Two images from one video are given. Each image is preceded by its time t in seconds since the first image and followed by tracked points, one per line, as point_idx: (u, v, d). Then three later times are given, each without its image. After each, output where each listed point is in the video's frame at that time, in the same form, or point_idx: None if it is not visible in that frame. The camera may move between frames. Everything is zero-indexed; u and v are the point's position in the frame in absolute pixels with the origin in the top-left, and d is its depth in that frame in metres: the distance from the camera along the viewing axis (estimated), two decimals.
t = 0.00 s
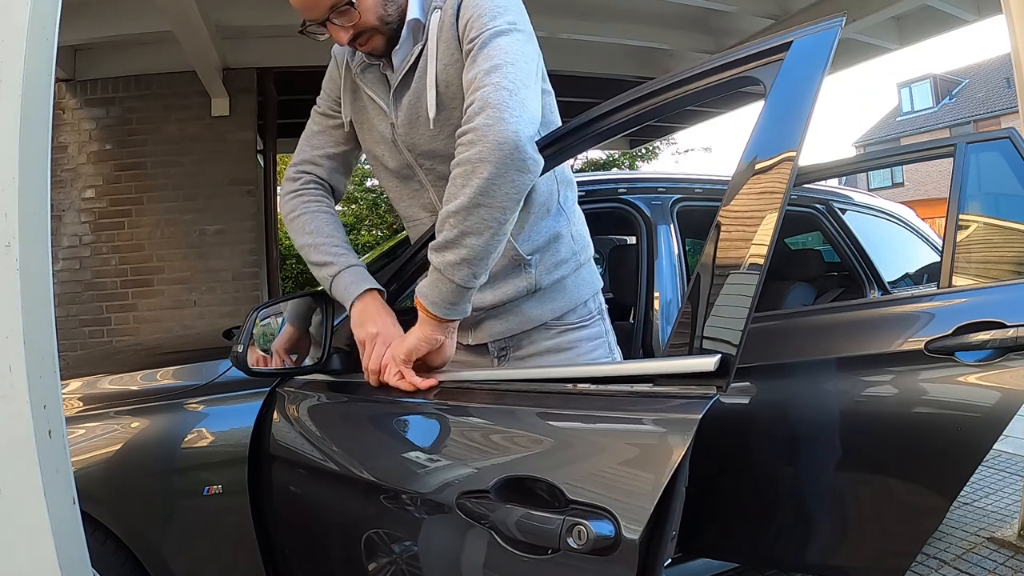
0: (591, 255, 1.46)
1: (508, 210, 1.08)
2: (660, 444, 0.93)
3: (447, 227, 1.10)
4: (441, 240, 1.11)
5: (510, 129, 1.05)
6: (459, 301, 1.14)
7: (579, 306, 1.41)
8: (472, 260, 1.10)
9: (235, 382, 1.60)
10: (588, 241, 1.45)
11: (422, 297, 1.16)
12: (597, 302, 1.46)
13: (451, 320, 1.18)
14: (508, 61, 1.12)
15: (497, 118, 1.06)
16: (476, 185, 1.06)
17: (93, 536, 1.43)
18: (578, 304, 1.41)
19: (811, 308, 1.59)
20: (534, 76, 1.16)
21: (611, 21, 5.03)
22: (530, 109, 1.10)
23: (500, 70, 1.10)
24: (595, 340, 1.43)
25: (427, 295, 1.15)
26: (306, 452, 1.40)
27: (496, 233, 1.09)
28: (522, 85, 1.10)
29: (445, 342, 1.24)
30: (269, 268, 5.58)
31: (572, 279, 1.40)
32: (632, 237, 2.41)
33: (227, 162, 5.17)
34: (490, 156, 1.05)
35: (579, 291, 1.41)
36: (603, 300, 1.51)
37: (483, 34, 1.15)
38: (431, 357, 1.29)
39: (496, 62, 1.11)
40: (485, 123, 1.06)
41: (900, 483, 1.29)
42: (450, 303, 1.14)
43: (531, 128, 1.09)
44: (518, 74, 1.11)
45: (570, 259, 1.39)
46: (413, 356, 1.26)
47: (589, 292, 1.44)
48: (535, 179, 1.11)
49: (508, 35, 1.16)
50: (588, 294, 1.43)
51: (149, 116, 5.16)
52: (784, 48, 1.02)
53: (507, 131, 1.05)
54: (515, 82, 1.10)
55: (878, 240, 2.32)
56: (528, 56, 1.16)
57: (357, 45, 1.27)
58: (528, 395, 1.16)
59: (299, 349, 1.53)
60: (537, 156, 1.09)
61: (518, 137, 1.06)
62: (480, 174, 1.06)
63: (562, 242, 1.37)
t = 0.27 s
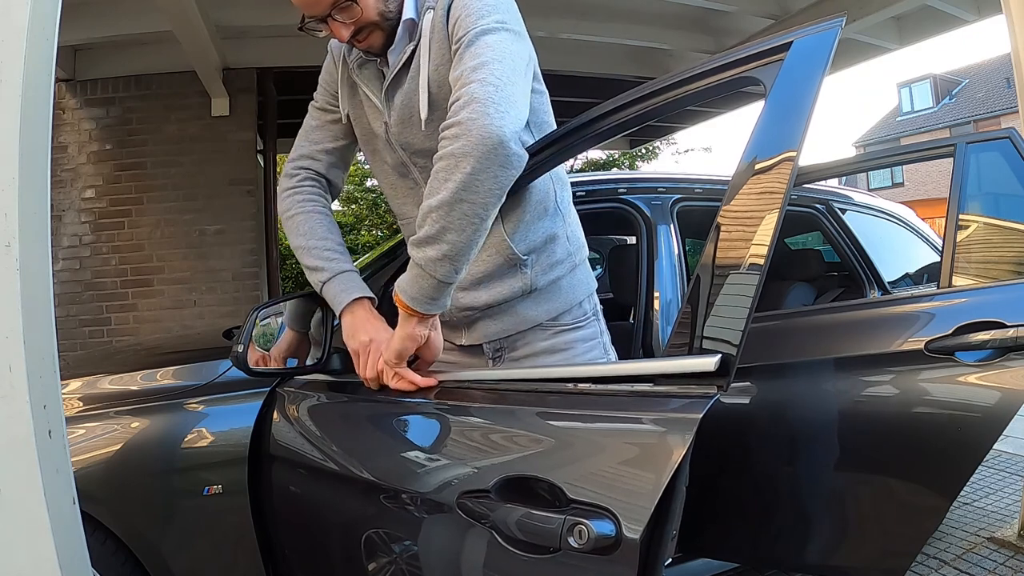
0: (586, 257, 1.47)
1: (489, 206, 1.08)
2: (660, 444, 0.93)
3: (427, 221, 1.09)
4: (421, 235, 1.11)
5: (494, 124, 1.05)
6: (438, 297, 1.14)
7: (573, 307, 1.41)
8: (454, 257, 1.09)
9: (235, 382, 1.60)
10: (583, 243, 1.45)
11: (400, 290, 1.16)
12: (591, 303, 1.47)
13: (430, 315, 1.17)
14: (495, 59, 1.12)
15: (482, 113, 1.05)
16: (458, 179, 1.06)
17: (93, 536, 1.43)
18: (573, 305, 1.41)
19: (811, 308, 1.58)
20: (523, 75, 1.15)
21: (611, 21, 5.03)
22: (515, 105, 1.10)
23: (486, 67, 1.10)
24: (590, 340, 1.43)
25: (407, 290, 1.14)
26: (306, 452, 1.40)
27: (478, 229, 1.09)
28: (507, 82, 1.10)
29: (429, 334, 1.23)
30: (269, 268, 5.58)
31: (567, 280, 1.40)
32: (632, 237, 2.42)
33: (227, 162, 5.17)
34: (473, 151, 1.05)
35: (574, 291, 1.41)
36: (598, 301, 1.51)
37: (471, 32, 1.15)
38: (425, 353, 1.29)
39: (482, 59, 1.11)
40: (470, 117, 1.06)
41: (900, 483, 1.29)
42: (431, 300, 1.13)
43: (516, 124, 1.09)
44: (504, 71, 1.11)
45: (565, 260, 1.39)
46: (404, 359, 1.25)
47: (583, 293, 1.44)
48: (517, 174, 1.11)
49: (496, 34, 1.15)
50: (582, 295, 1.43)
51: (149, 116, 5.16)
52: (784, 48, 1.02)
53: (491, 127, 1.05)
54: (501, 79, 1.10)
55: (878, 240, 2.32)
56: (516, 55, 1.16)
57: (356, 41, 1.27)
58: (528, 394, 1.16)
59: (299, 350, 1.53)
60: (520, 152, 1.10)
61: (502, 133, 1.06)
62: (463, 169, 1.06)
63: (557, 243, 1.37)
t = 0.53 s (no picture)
0: (583, 258, 1.47)
1: (498, 210, 1.08)
2: (660, 444, 0.93)
3: (437, 227, 1.09)
4: (430, 240, 1.10)
5: (505, 130, 1.05)
6: (447, 300, 1.14)
7: (570, 308, 1.41)
8: (463, 261, 1.09)
9: (235, 382, 1.60)
10: (580, 244, 1.45)
11: (407, 294, 1.16)
12: (588, 304, 1.47)
13: (437, 318, 1.17)
14: (500, 63, 1.11)
15: (492, 118, 1.05)
16: (468, 185, 1.06)
17: (93, 536, 1.43)
18: (569, 306, 1.41)
19: (811, 308, 1.57)
20: (526, 77, 1.15)
21: (611, 21, 5.03)
22: (523, 109, 1.10)
23: (492, 71, 1.10)
24: (586, 342, 1.43)
25: (415, 294, 1.14)
26: (306, 452, 1.40)
27: (487, 233, 1.09)
28: (514, 87, 1.10)
29: (434, 337, 1.23)
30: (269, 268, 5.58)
31: (564, 282, 1.40)
32: (632, 237, 2.42)
33: (227, 162, 5.17)
34: (484, 157, 1.05)
35: (571, 293, 1.41)
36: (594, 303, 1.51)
37: (472, 35, 1.14)
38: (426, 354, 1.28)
39: (488, 63, 1.11)
40: (480, 123, 1.05)
41: (900, 483, 1.29)
42: (440, 303, 1.14)
43: (525, 128, 1.09)
44: (510, 75, 1.11)
45: (562, 261, 1.39)
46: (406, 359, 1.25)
47: (580, 295, 1.44)
48: (527, 178, 1.11)
49: (496, 37, 1.15)
50: (579, 296, 1.43)
51: (149, 116, 5.16)
52: (784, 48, 1.02)
53: (502, 133, 1.05)
54: (509, 83, 1.10)
55: (878, 241, 2.32)
56: (520, 58, 1.15)
57: (353, 42, 1.27)
58: (528, 394, 1.16)
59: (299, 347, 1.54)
60: (530, 156, 1.10)
61: (513, 139, 1.05)
62: (474, 175, 1.06)
63: (554, 244, 1.37)
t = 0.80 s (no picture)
0: (585, 257, 1.47)
1: (510, 210, 1.08)
2: (660, 444, 0.93)
3: (446, 224, 1.09)
4: (439, 237, 1.10)
5: (522, 132, 1.04)
6: (452, 296, 1.14)
7: (571, 307, 1.41)
8: (471, 259, 1.09)
9: (235, 382, 1.60)
10: (581, 243, 1.45)
11: (411, 288, 1.16)
12: (590, 303, 1.47)
13: (440, 313, 1.17)
14: (512, 62, 1.11)
15: (508, 119, 1.05)
16: (482, 185, 1.06)
17: (93, 536, 1.43)
18: (571, 305, 1.41)
19: (811, 308, 1.57)
20: (536, 77, 1.15)
21: (611, 21, 5.03)
22: (536, 109, 1.09)
23: (504, 71, 1.09)
24: (588, 340, 1.43)
25: (420, 289, 1.14)
26: (306, 452, 1.40)
27: (497, 232, 1.09)
28: (528, 86, 1.10)
29: (436, 331, 1.23)
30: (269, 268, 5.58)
31: (565, 281, 1.40)
32: (632, 237, 2.42)
33: (227, 162, 5.17)
34: (501, 158, 1.04)
35: (573, 292, 1.41)
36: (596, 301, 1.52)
37: (482, 33, 1.14)
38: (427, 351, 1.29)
39: (500, 62, 1.10)
40: (495, 123, 1.05)
41: (900, 483, 1.29)
42: (445, 299, 1.14)
43: (540, 129, 1.08)
44: (523, 75, 1.10)
45: (563, 261, 1.39)
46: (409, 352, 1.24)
47: (582, 294, 1.44)
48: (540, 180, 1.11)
49: (506, 35, 1.15)
50: (581, 295, 1.43)
51: (149, 116, 5.16)
52: (784, 48, 1.02)
53: (518, 134, 1.04)
54: (523, 84, 1.10)
55: (878, 240, 2.32)
56: (530, 57, 1.15)
57: (353, 41, 1.28)
58: (528, 394, 1.16)
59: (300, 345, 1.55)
60: (544, 157, 1.09)
61: (529, 141, 1.05)
62: (488, 175, 1.05)
63: (555, 244, 1.37)
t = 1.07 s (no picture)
0: (586, 257, 1.47)
1: (521, 210, 1.08)
2: (660, 444, 0.93)
3: (459, 221, 1.09)
4: (452, 234, 1.10)
5: (532, 132, 1.04)
6: (465, 290, 1.15)
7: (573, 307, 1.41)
8: (484, 256, 1.10)
9: (235, 382, 1.60)
10: (583, 243, 1.45)
11: (426, 281, 1.16)
12: (591, 302, 1.47)
13: (453, 307, 1.17)
14: (522, 63, 1.11)
15: (519, 119, 1.04)
16: (494, 185, 1.06)
17: (93, 536, 1.43)
18: (572, 305, 1.41)
19: (811, 308, 1.57)
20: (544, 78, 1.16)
21: (611, 21, 5.03)
22: (547, 109, 1.09)
23: (515, 71, 1.09)
24: (590, 340, 1.43)
25: (433, 283, 1.14)
26: (306, 452, 1.40)
27: (509, 231, 1.09)
28: (538, 87, 1.10)
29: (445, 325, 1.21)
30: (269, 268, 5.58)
31: (566, 281, 1.40)
32: (632, 237, 2.42)
33: (227, 162, 5.18)
34: (512, 158, 1.04)
35: (574, 292, 1.41)
36: (597, 301, 1.52)
37: (491, 32, 1.14)
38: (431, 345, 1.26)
39: (511, 63, 1.10)
40: (507, 124, 1.04)
41: (900, 483, 1.29)
42: (458, 294, 1.14)
43: (550, 129, 1.08)
44: (533, 76, 1.11)
45: (565, 261, 1.39)
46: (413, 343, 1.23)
47: (583, 293, 1.44)
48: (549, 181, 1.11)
49: (515, 35, 1.15)
50: (582, 295, 1.43)
51: (149, 116, 5.16)
52: (784, 48, 1.02)
53: (529, 134, 1.04)
54: (534, 85, 1.10)
55: (878, 241, 2.32)
56: (538, 58, 1.15)
57: (350, 40, 1.28)
58: (528, 394, 1.16)
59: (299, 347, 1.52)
60: (552, 157, 1.09)
61: (540, 141, 1.05)
62: (500, 175, 1.05)
63: (556, 244, 1.37)
